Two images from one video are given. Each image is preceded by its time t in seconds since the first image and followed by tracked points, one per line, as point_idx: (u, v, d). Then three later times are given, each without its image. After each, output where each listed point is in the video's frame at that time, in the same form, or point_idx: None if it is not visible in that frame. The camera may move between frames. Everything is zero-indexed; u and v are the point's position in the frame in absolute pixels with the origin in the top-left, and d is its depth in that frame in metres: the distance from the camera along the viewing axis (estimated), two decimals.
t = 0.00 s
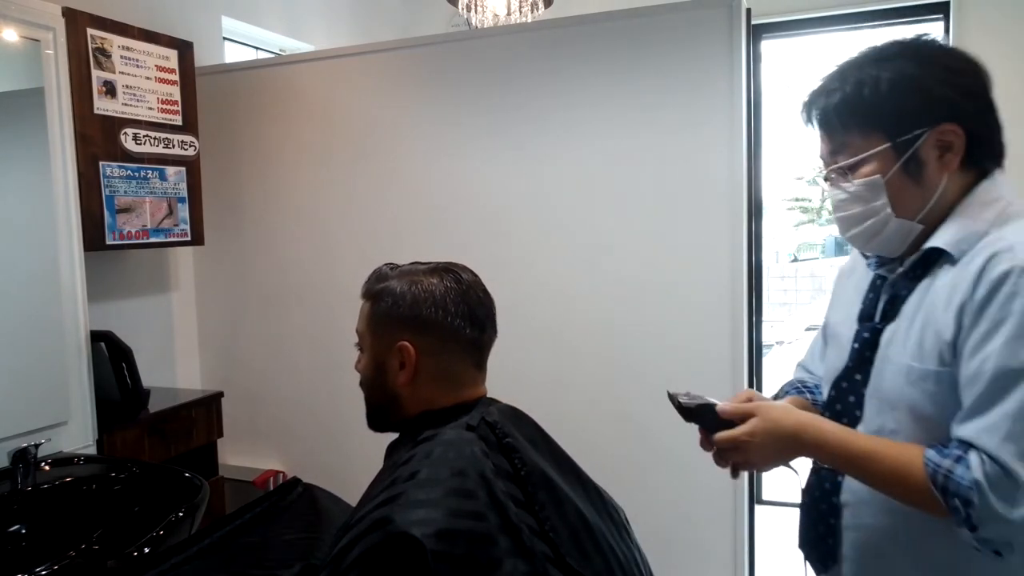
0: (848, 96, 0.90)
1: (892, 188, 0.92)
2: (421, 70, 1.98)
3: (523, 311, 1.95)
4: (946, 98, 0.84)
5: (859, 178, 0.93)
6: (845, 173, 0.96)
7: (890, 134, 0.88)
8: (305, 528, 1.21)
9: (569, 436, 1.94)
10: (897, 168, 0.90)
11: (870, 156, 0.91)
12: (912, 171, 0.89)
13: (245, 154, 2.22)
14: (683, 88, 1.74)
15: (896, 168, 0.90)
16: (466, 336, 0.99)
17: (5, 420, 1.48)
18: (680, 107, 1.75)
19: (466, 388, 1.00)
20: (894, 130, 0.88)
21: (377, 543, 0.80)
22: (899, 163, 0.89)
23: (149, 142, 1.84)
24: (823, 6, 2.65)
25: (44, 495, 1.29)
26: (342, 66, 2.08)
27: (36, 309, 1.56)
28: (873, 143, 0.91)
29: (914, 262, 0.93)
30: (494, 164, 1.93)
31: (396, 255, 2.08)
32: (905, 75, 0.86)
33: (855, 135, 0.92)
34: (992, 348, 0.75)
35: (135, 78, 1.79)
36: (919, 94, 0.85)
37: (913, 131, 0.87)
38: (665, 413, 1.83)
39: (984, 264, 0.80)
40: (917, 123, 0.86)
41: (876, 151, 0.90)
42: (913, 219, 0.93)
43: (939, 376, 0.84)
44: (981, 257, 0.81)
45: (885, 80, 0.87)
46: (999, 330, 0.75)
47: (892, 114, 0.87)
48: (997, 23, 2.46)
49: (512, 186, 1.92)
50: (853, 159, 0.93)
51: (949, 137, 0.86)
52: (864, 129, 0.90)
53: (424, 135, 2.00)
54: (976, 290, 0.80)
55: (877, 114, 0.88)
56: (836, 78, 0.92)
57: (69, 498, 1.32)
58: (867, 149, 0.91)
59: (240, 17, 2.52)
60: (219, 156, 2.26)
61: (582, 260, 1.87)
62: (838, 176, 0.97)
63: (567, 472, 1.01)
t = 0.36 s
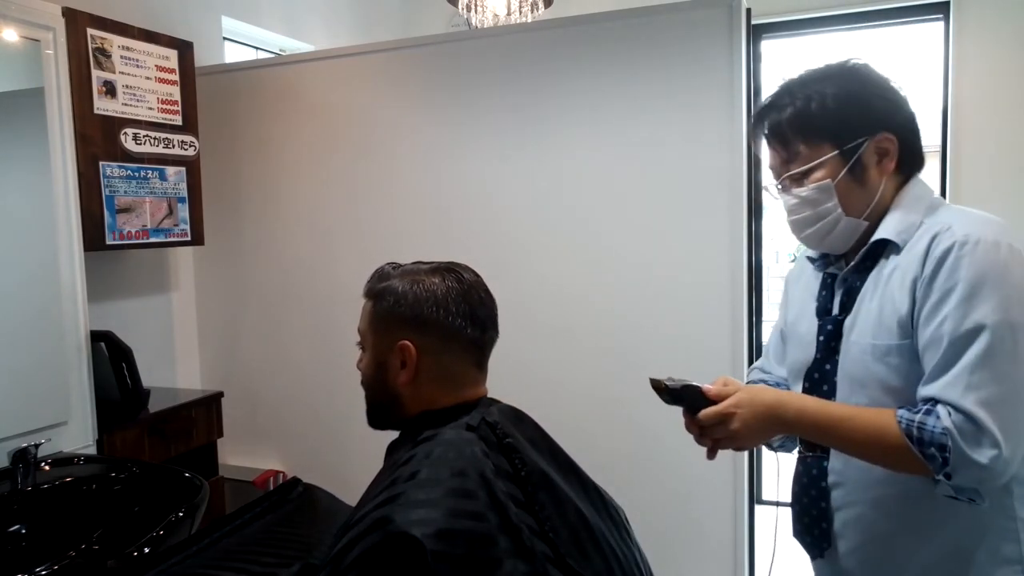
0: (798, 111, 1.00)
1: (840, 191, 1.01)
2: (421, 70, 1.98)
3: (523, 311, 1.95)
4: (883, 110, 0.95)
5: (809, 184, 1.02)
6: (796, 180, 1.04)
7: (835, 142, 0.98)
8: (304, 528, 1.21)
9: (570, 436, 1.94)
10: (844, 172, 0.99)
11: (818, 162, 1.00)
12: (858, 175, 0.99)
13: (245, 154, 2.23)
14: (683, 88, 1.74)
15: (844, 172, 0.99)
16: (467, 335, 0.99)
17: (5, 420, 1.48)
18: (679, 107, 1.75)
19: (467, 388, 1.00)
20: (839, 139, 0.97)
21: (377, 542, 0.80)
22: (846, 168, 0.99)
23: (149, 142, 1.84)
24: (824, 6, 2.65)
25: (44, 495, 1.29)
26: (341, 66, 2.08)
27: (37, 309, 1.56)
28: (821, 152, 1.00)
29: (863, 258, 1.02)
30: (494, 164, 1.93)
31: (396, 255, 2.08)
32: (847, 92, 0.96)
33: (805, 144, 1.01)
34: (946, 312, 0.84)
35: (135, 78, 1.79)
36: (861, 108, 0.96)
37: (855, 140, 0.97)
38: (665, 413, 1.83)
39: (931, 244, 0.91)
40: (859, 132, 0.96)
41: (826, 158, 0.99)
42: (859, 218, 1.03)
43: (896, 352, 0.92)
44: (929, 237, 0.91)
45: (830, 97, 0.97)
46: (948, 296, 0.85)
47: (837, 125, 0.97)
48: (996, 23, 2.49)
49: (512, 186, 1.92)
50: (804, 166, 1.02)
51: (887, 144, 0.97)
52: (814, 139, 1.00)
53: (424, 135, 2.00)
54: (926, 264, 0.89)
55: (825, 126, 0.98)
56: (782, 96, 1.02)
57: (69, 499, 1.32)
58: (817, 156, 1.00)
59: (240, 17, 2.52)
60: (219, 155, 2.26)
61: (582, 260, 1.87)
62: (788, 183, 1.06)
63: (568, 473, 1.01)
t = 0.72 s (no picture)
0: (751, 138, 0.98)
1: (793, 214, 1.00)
2: (421, 70, 1.98)
3: (523, 311, 1.95)
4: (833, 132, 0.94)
5: (766, 207, 1.02)
6: (756, 203, 1.04)
7: (786, 167, 0.97)
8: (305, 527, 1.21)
9: (570, 437, 1.94)
10: (797, 195, 0.98)
11: (770, 187, 0.99)
12: (811, 199, 0.97)
13: (245, 154, 2.23)
14: (683, 88, 1.74)
15: (796, 196, 0.98)
16: (467, 334, 0.99)
17: (5, 420, 1.48)
18: (679, 107, 1.75)
19: (467, 388, 1.00)
20: (789, 164, 0.96)
21: (377, 542, 0.80)
22: (797, 191, 0.97)
23: (149, 142, 1.84)
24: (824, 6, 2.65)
25: (44, 495, 1.29)
26: (341, 66, 2.08)
27: (37, 309, 1.55)
28: (772, 177, 0.99)
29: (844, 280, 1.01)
30: (494, 164, 1.93)
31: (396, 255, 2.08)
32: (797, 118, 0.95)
33: (758, 171, 1.00)
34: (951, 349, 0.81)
35: (135, 78, 1.79)
36: (814, 131, 0.94)
37: (804, 164, 0.95)
38: (665, 414, 1.83)
39: (919, 269, 0.88)
40: (807, 157, 0.95)
41: (778, 182, 0.98)
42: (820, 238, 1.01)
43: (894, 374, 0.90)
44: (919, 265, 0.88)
45: (780, 126, 0.96)
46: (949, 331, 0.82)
47: (788, 152, 0.96)
48: (996, 22, 2.49)
49: (512, 187, 1.92)
50: (759, 189, 1.01)
51: (837, 166, 0.95)
52: (766, 165, 0.99)
53: (423, 135, 2.01)
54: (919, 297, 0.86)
55: (778, 151, 0.96)
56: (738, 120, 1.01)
57: (69, 499, 1.31)
58: (768, 181, 1.00)
59: (240, 17, 2.52)
60: (219, 155, 2.26)
61: (582, 260, 1.87)
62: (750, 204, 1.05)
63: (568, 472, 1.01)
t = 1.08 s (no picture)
0: (642, 207, 1.19)
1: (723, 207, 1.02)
2: (421, 70, 1.98)
3: (523, 311, 1.95)
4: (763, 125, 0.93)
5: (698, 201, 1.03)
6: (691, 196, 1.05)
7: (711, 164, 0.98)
8: (306, 528, 1.24)
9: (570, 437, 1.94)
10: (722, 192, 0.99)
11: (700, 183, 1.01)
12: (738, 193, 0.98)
13: (245, 155, 2.23)
14: (683, 88, 1.73)
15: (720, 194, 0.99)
16: (470, 334, 0.98)
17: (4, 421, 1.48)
18: (679, 107, 1.74)
19: (470, 389, 0.99)
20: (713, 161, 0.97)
21: (379, 543, 0.84)
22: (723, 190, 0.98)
23: (149, 142, 1.84)
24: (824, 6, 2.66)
25: (44, 495, 1.28)
26: (341, 66, 2.08)
27: (39, 309, 1.56)
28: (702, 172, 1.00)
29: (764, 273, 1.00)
30: (493, 164, 1.93)
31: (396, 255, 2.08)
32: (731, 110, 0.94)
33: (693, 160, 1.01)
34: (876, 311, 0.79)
35: (135, 78, 1.79)
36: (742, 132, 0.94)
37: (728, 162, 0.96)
38: (665, 414, 1.83)
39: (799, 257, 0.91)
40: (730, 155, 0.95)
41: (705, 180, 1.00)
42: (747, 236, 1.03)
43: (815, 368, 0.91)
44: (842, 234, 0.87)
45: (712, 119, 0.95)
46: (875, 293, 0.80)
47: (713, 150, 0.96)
48: (996, 22, 2.49)
49: (512, 187, 1.92)
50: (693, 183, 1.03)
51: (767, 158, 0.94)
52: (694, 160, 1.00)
53: (422, 135, 2.01)
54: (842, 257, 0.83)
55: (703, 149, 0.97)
56: (628, 188, 1.25)
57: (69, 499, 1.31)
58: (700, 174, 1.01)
59: (240, 17, 2.52)
60: (219, 156, 2.26)
61: (582, 261, 1.87)
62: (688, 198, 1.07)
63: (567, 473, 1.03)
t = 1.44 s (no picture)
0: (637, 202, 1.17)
1: (715, 205, 1.01)
2: (420, 70, 1.98)
3: (523, 311, 1.95)
4: (755, 122, 0.91)
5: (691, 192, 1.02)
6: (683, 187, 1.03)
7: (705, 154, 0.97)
8: (307, 529, 1.27)
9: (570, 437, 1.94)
10: (716, 182, 0.97)
11: (693, 174, 0.99)
12: (731, 192, 0.97)
13: (245, 156, 2.23)
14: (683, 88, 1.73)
15: (715, 184, 0.97)
16: (482, 320, 1.01)
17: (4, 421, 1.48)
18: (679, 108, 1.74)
19: (486, 375, 1.03)
20: (707, 150, 0.96)
21: (400, 526, 0.89)
22: (717, 180, 0.97)
23: (149, 142, 1.84)
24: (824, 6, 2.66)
25: (44, 494, 1.29)
26: (340, 67, 2.08)
27: (40, 309, 1.56)
28: (695, 161, 0.99)
29: (745, 276, 0.99)
30: (492, 164, 1.93)
31: (396, 255, 2.08)
32: (719, 107, 0.92)
33: (685, 158, 1.00)
34: (849, 323, 0.78)
35: (135, 78, 1.79)
36: (735, 121, 0.91)
37: (722, 151, 0.94)
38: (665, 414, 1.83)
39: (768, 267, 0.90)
40: (724, 144, 0.93)
41: (698, 170, 0.98)
42: (738, 235, 1.03)
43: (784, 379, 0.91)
44: (819, 241, 0.85)
45: (701, 116, 0.94)
46: (847, 304, 0.79)
47: (705, 139, 0.95)
48: (997, 22, 2.48)
49: (512, 187, 1.92)
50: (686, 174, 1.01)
51: (760, 156, 0.92)
52: (688, 149, 0.98)
53: (421, 135, 2.01)
54: (817, 264, 0.82)
55: (696, 137, 0.96)
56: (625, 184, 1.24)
57: (69, 499, 1.31)
58: (691, 171, 0.99)
59: (240, 17, 2.52)
60: (219, 157, 2.26)
61: (582, 261, 1.87)
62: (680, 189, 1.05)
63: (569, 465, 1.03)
